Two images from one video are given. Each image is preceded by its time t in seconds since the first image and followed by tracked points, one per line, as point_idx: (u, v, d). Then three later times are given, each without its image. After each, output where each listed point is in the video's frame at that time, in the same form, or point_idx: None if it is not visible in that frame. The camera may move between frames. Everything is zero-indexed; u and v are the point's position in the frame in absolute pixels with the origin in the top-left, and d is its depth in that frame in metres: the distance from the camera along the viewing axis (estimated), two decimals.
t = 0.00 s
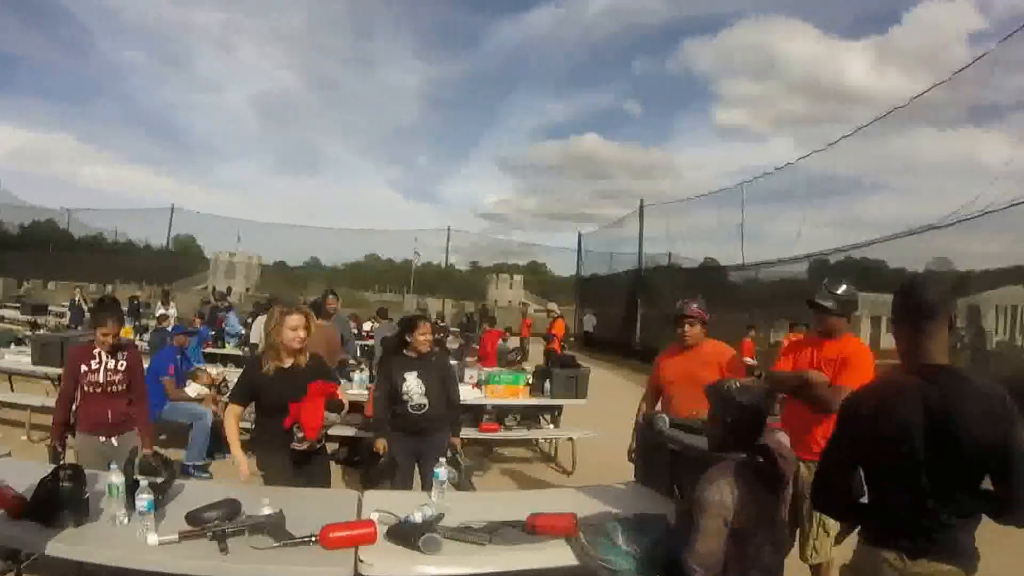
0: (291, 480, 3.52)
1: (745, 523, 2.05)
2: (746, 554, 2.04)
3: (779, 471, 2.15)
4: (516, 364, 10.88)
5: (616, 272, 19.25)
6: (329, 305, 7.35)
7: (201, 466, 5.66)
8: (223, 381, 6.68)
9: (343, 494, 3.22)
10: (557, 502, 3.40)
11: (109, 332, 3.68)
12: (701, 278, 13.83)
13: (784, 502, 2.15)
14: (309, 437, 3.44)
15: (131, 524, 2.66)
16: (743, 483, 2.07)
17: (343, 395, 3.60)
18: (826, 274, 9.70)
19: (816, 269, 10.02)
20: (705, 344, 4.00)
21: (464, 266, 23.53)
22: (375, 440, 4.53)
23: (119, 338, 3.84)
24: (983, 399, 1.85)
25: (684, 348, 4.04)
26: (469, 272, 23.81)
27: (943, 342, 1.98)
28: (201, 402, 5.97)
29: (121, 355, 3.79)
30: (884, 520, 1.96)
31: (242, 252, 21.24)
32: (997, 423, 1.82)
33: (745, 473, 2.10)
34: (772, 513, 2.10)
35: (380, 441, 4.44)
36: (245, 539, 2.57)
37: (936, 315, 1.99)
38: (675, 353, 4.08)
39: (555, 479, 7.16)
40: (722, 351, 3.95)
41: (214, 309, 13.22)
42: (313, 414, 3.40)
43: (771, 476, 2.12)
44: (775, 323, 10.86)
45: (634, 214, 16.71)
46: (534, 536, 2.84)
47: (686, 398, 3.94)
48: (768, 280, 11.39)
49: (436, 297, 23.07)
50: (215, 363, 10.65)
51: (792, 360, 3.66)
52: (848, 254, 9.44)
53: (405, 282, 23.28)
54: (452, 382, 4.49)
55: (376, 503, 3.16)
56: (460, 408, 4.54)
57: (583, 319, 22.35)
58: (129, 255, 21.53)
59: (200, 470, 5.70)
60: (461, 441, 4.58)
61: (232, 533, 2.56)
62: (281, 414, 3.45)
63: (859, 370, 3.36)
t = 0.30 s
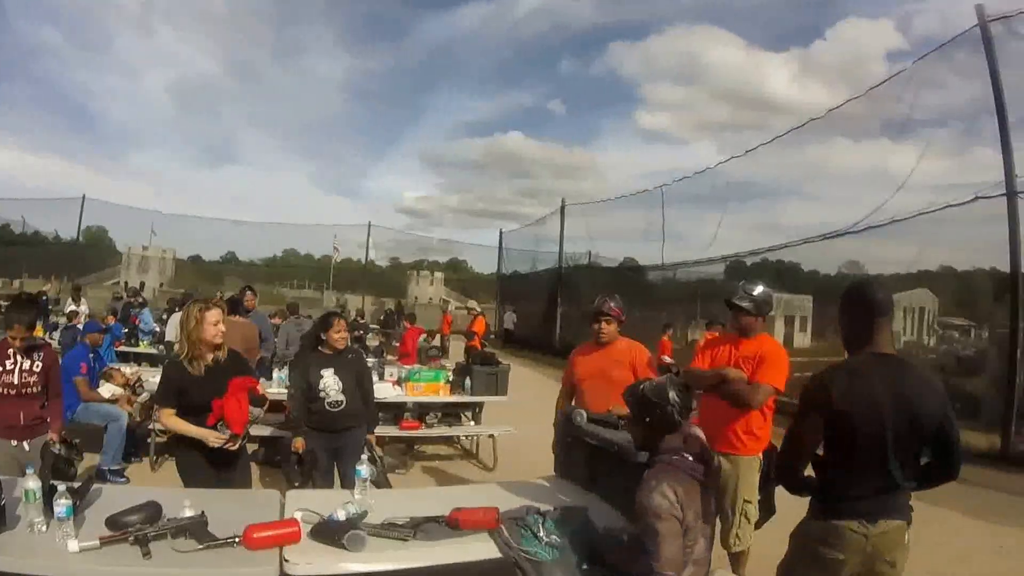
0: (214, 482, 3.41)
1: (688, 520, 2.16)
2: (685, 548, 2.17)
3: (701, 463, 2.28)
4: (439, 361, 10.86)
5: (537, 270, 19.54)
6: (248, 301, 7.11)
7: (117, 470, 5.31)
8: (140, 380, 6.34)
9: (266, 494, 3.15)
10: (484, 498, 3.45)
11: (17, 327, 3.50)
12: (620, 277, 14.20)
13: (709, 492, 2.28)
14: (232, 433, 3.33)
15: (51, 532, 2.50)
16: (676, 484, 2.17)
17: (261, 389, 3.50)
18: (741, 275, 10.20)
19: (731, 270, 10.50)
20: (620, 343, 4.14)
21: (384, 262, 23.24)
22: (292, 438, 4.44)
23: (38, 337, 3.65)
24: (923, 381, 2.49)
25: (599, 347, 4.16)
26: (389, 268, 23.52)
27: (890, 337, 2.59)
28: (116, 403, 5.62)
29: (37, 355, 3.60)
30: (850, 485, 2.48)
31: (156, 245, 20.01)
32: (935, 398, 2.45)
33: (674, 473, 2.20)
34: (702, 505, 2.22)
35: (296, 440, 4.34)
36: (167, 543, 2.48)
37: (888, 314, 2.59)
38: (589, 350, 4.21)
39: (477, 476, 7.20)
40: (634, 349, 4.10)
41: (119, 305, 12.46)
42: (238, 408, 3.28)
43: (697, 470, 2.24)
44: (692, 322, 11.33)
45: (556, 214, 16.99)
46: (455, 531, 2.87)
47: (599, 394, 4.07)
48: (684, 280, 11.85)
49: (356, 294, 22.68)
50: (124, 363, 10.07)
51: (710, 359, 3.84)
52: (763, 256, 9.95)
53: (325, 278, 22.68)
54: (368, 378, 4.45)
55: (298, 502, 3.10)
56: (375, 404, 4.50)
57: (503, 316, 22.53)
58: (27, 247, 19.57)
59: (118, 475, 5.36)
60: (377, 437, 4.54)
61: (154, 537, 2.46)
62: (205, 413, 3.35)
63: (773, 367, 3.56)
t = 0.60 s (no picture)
0: (163, 483, 3.32)
1: (630, 527, 2.18)
2: (630, 553, 2.19)
3: (645, 467, 2.31)
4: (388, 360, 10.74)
5: (485, 268, 19.54)
6: (192, 298, 6.91)
7: (62, 473, 5.09)
8: (81, 378, 6.18)
9: (215, 495, 3.07)
10: (436, 497, 3.44)
11: None
12: (568, 276, 14.33)
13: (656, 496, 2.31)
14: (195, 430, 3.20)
15: None
16: (619, 491, 2.20)
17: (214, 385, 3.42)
18: (689, 275, 10.44)
19: (678, 270, 10.72)
20: (564, 343, 4.18)
21: (331, 258, 22.83)
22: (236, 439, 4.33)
23: None
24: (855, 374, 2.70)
25: (546, 346, 4.18)
26: (336, 265, 23.13)
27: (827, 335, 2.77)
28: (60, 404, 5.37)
29: None
30: (798, 475, 2.60)
31: (99, 238, 19.02)
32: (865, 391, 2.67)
33: (616, 479, 2.23)
34: (648, 510, 2.25)
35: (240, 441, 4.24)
36: (116, 546, 2.39)
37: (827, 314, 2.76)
38: (534, 349, 4.24)
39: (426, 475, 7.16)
40: (579, 349, 4.14)
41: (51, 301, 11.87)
42: (196, 403, 3.16)
43: (641, 475, 2.27)
44: (640, 321, 11.53)
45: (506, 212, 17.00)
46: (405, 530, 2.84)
47: (546, 394, 4.10)
48: (631, 280, 12.03)
49: (302, 291, 22.24)
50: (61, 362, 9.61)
51: (667, 360, 3.93)
52: (709, 255, 10.19)
53: (271, 274, 22.11)
54: (313, 377, 4.36)
55: (248, 504, 3.03)
56: (322, 403, 4.41)
57: (452, 314, 22.45)
58: None
59: (62, 478, 5.12)
60: (324, 437, 4.46)
61: (102, 541, 2.36)
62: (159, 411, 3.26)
63: (732, 369, 3.66)
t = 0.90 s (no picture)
0: (152, 483, 3.31)
1: (602, 532, 2.22)
2: (606, 556, 2.24)
3: (621, 471, 2.31)
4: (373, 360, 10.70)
5: (469, 267, 19.51)
6: (175, 298, 6.84)
7: (47, 473, 5.02)
8: (65, 379, 6.07)
9: (201, 496, 3.04)
10: (423, 496, 3.44)
11: None
12: (553, 275, 14.37)
13: (634, 499, 2.32)
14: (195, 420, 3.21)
15: None
16: (590, 496, 2.22)
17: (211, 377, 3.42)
18: (673, 274, 10.51)
19: (662, 269, 10.78)
20: (547, 341, 4.17)
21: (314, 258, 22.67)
22: (221, 438, 4.30)
23: None
24: (809, 369, 2.78)
25: (530, 345, 4.18)
26: (320, 264, 22.98)
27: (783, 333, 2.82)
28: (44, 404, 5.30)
29: None
30: (766, 469, 2.67)
31: (80, 236, 18.69)
32: (819, 383, 2.76)
33: (588, 484, 2.25)
34: (623, 513, 2.27)
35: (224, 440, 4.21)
36: (102, 545, 2.37)
37: (781, 314, 2.80)
38: (519, 348, 4.23)
39: (412, 475, 7.16)
40: (562, 347, 4.13)
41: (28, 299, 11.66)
42: (195, 391, 3.19)
43: (615, 479, 2.28)
44: (625, 319, 11.59)
45: (490, 210, 17.01)
46: (392, 528, 2.84)
47: (531, 393, 4.12)
48: (615, 279, 12.08)
49: (285, 290, 22.05)
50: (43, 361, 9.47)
51: (659, 360, 3.95)
52: (694, 254, 10.25)
53: (255, 273, 21.91)
54: (297, 377, 4.31)
55: (234, 503, 3.02)
56: (307, 402, 4.37)
57: (436, 313, 22.40)
58: None
59: (47, 478, 5.05)
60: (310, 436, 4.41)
61: (88, 541, 2.34)
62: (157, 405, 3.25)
63: (724, 368, 3.71)
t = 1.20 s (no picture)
0: (159, 480, 3.33)
1: (591, 526, 2.24)
2: (599, 550, 2.27)
3: (617, 466, 2.32)
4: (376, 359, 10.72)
5: (471, 266, 19.53)
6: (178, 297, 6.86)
7: (51, 471, 5.04)
8: (69, 378, 6.09)
9: (202, 493, 3.06)
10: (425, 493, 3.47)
11: None
12: (554, 273, 14.38)
13: (629, 495, 2.33)
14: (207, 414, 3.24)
15: None
16: (583, 488, 2.23)
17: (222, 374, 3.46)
18: (675, 271, 10.52)
19: (664, 267, 10.80)
20: (549, 339, 4.19)
21: (317, 258, 22.69)
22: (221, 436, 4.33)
23: None
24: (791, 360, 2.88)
25: (532, 342, 4.22)
26: (322, 263, 23.00)
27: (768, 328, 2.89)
28: (49, 402, 5.33)
29: None
30: (762, 460, 2.74)
31: (84, 237, 18.73)
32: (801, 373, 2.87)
33: (582, 476, 2.26)
34: (617, 509, 2.28)
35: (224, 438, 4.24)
36: (106, 541, 2.39)
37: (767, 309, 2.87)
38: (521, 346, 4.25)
39: (415, 472, 7.18)
40: (564, 345, 4.15)
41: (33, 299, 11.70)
42: (206, 386, 3.22)
43: (611, 474, 2.29)
44: (627, 317, 11.61)
45: (491, 210, 17.02)
46: (393, 525, 2.87)
47: (532, 390, 4.13)
48: (617, 278, 12.09)
49: (288, 290, 22.08)
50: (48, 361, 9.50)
51: (662, 357, 3.96)
52: (695, 252, 10.26)
53: (257, 274, 21.94)
54: (297, 376, 4.32)
55: (237, 500, 3.04)
56: (307, 401, 4.38)
57: (438, 313, 22.42)
58: None
59: (51, 476, 5.07)
60: (310, 435, 4.42)
61: (91, 537, 2.37)
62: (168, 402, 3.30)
63: (727, 365, 3.73)
